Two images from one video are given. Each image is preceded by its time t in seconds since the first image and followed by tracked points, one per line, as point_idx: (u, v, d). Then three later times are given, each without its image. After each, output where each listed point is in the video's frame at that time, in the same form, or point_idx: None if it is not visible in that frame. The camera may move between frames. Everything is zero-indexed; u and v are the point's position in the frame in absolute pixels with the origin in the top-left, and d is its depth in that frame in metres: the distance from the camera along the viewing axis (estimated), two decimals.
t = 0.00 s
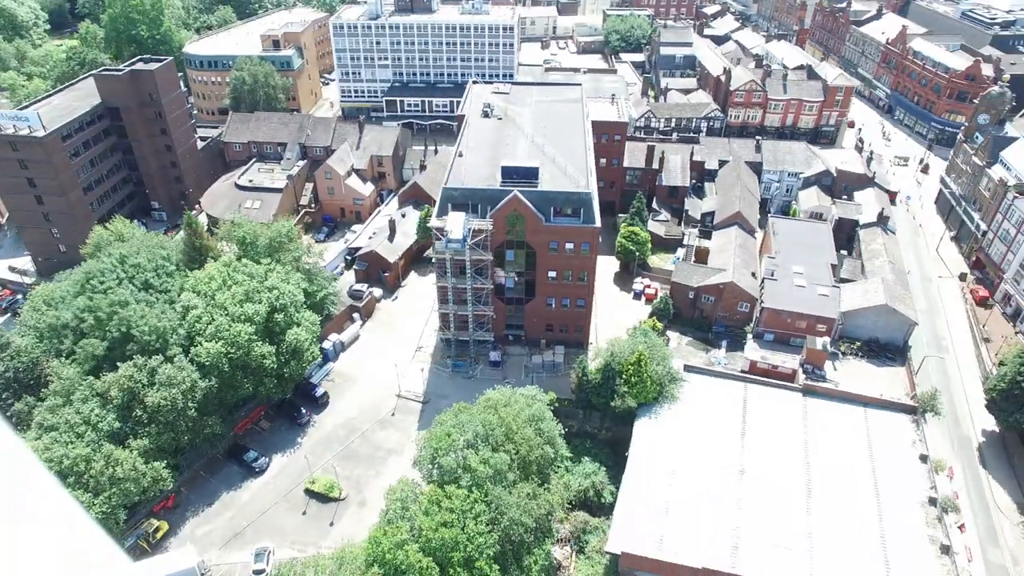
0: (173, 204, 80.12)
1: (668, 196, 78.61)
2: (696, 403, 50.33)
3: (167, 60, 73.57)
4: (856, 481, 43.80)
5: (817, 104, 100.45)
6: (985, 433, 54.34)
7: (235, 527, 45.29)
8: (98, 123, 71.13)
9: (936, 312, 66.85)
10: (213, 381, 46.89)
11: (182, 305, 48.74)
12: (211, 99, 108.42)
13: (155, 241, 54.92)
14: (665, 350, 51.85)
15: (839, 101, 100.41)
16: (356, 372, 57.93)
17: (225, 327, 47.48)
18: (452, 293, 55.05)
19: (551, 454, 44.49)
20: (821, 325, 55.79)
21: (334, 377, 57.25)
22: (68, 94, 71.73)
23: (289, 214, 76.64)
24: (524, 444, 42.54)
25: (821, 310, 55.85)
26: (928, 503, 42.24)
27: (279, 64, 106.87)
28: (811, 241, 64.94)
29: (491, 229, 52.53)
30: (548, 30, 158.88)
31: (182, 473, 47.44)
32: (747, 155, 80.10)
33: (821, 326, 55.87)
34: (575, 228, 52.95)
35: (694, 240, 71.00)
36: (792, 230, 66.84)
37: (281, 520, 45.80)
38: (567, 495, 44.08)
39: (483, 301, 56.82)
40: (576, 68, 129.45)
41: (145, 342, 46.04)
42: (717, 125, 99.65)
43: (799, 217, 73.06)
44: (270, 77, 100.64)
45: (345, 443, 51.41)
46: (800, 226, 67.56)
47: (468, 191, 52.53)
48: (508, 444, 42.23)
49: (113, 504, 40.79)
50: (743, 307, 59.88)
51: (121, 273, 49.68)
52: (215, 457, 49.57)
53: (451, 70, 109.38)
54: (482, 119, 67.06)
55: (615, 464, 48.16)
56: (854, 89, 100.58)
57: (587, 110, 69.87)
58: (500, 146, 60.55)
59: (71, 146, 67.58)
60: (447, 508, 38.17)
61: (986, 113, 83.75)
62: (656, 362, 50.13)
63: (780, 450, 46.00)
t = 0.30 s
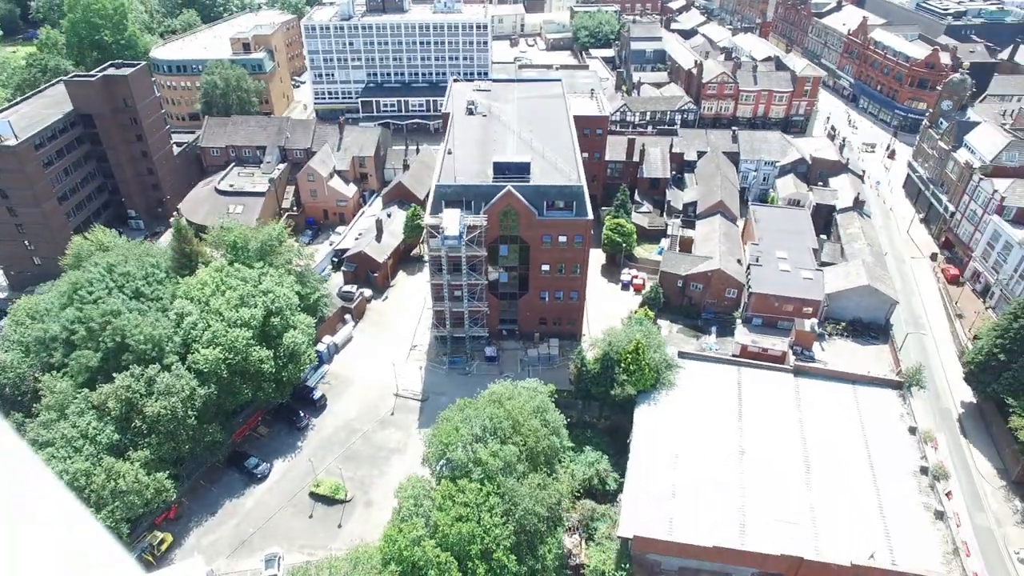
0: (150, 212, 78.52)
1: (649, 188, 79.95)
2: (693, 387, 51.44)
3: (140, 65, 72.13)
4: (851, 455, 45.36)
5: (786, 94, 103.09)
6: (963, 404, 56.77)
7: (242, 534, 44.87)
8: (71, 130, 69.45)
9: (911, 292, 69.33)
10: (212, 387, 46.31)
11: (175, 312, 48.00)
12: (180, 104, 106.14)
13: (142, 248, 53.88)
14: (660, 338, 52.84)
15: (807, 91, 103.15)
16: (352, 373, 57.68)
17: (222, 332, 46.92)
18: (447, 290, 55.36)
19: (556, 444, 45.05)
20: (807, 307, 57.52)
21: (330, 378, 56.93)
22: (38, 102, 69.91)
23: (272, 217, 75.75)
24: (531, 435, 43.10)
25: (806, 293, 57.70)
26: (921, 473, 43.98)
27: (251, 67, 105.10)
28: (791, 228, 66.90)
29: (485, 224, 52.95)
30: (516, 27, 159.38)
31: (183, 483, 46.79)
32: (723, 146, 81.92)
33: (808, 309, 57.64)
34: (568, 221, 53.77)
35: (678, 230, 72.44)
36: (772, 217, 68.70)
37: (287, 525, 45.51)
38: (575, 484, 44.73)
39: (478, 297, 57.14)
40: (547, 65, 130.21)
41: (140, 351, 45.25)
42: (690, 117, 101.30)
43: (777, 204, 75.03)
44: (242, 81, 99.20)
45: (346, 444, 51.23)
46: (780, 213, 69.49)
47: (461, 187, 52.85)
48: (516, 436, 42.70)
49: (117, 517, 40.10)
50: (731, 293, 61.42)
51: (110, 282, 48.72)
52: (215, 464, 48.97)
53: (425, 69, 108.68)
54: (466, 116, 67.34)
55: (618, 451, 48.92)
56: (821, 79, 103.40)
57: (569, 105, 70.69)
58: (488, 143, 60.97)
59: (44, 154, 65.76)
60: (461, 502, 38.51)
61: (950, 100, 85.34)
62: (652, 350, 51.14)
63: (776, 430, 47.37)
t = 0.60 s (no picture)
0: (125, 220, 76.58)
1: (630, 181, 81.34)
2: (690, 372, 52.60)
3: (110, 69, 70.23)
4: (847, 431, 47.01)
5: (755, 85, 105.70)
6: (943, 379, 59.36)
7: (251, 540, 44.39)
8: (41, 138, 67.32)
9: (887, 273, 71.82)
10: (213, 394, 45.61)
11: (170, 320, 47.06)
12: (148, 110, 103.65)
13: (128, 257, 52.68)
14: (655, 326, 53.84)
15: (774, 82, 105.90)
16: (350, 374, 57.39)
17: (220, 338, 46.22)
18: (443, 287, 55.53)
19: (562, 434, 45.63)
20: (793, 291, 59.28)
21: (327, 380, 56.52)
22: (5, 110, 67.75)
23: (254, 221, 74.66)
24: (538, 425, 43.59)
25: (792, 277, 59.46)
26: (913, 445, 45.82)
27: (221, 70, 103.18)
28: (772, 215, 68.76)
29: (480, 220, 53.21)
30: (484, 26, 159.63)
31: (186, 493, 45.99)
32: (700, 138, 83.69)
33: (793, 292, 59.41)
34: (560, 214, 54.42)
35: (661, 221, 73.87)
36: (753, 205, 70.46)
37: (297, 529, 45.18)
38: (582, 472, 45.38)
39: (473, 294, 57.39)
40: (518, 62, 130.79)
41: (137, 360, 44.32)
42: (663, 110, 103.07)
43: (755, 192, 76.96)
44: (212, 85, 97.28)
45: (349, 446, 51.03)
46: (760, 200, 71.30)
47: (453, 184, 52.95)
48: (525, 428, 43.14)
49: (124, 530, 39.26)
50: (718, 280, 62.89)
51: (99, 292, 47.54)
52: (217, 472, 48.25)
53: (398, 69, 108.09)
54: (450, 114, 67.35)
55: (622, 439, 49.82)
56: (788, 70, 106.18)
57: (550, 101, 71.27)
58: (474, 140, 61.15)
59: (14, 164, 63.66)
60: (477, 495, 38.80)
61: (911, 87, 88.63)
62: (650, 338, 52.08)
63: (774, 410, 48.77)
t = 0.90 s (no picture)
0: (103, 230, 74.96)
1: (611, 174, 82.56)
2: (684, 358, 53.75)
3: (83, 74, 68.73)
4: (839, 408, 48.66)
5: (726, 77, 107.92)
6: (923, 354, 61.75)
7: (260, 545, 44.15)
8: (13, 148, 66.13)
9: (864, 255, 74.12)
10: (215, 400, 45.16)
11: (167, 327, 46.44)
12: (117, 116, 101.36)
13: (117, 265, 51.76)
14: (649, 314, 54.84)
15: (745, 74, 108.26)
16: (347, 375, 57.23)
17: (220, 343, 45.75)
18: (438, 284, 55.77)
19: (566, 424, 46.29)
20: (779, 276, 60.99)
21: (324, 382, 56.25)
22: None
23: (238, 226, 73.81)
24: (544, 416, 44.20)
25: (776, 262, 61.19)
26: (903, 418, 47.65)
27: (192, 75, 101.38)
28: (752, 203, 70.56)
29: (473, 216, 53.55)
30: (453, 25, 159.45)
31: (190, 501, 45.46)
32: (678, 130, 85.23)
33: (779, 277, 61.14)
34: (553, 208, 55.14)
35: (644, 213, 75.19)
36: (733, 194, 72.21)
37: (306, 531, 45.06)
38: (588, 460, 46.13)
39: (467, 290, 57.71)
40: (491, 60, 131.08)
41: (136, 369, 43.66)
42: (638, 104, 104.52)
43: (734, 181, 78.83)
44: (185, 90, 95.53)
45: (351, 446, 50.95)
46: (740, 189, 73.08)
47: (446, 181, 53.21)
48: (531, 418, 43.69)
49: (133, 541, 38.74)
50: (705, 268, 64.36)
51: (91, 302, 46.73)
52: (220, 479, 47.77)
53: (373, 69, 107.46)
54: (435, 112, 67.46)
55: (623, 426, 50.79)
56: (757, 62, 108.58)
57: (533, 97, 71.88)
58: (462, 137, 61.44)
59: None
60: (490, 487, 39.22)
61: (878, 77, 92.87)
62: (645, 326, 53.04)
63: (769, 391, 50.20)
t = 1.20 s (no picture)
0: (81, 240, 73.26)
1: (593, 168, 83.54)
2: (679, 344, 54.84)
3: (56, 81, 67.08)
4: (830, 386, 50.40)
5: (698, 71, 109.93)
6: (903, 333, 64.12)
7: (271, 549, 43.90)
8: None
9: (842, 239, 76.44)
10: (218, 405, 44.82)
11: (164, 333, 45.88)
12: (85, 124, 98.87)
13: (108, 273, 50.85)
14: (642, 304, 55.81)
15: (716, 67, 110.38)
16: (345, 376, 57.04)
17: (220, 347, 45.42)
18: (435, 282, 56.03)
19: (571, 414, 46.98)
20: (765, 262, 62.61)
21: (322, 384, 55.98)
22: None
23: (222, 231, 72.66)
24: (550, 407, 44.88)
25: (761, 249, 62.88)
26: (892, 394, 49.58)
27: (162, 80, 99.44)
28: (734, 192, 72.14)
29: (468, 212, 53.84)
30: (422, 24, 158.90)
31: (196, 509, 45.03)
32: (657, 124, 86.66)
33: (764, 263, 62.78)
34: (545, 202, 55.79)
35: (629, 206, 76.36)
36: (715, 184, 73.70)
37: (316, 533, 44.96)
38: (593, 448, 46.87)
39: (462, 287, 57.93)
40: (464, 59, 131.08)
41: (137, 377, 43.08)
42: (613, 99, 105.73)
43: (713, 172, 80.50)
44: (156, 95, 93.70)
45: (355, 446, 50.89)
46: (721, 179, 74.64)
47: (439, 178, 53.38)
48: (538, 410, 44.34)
49: (145, 551, 38.40)
50: (692, 257, 65.61)
51: (85, 310, 45.94)
52: (224, 485, 47.36)
53: (348, 70, 106.58)
54: (420, 111, 67.39)
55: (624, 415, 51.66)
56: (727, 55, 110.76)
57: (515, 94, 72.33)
58: (449, 134, 61.58)
59: None
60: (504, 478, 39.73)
61: (845, 66, 94.44)
62: (640, 315, 54.00)
63: (763, 373, 51.69)
